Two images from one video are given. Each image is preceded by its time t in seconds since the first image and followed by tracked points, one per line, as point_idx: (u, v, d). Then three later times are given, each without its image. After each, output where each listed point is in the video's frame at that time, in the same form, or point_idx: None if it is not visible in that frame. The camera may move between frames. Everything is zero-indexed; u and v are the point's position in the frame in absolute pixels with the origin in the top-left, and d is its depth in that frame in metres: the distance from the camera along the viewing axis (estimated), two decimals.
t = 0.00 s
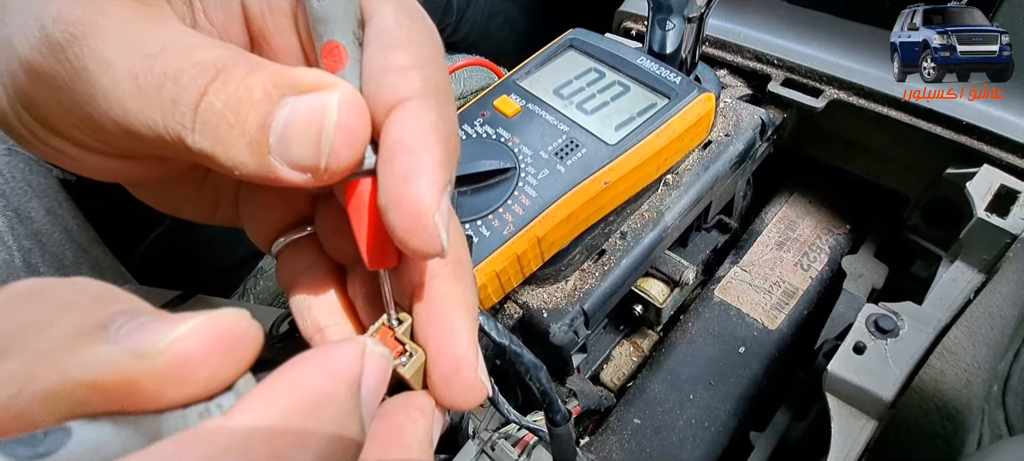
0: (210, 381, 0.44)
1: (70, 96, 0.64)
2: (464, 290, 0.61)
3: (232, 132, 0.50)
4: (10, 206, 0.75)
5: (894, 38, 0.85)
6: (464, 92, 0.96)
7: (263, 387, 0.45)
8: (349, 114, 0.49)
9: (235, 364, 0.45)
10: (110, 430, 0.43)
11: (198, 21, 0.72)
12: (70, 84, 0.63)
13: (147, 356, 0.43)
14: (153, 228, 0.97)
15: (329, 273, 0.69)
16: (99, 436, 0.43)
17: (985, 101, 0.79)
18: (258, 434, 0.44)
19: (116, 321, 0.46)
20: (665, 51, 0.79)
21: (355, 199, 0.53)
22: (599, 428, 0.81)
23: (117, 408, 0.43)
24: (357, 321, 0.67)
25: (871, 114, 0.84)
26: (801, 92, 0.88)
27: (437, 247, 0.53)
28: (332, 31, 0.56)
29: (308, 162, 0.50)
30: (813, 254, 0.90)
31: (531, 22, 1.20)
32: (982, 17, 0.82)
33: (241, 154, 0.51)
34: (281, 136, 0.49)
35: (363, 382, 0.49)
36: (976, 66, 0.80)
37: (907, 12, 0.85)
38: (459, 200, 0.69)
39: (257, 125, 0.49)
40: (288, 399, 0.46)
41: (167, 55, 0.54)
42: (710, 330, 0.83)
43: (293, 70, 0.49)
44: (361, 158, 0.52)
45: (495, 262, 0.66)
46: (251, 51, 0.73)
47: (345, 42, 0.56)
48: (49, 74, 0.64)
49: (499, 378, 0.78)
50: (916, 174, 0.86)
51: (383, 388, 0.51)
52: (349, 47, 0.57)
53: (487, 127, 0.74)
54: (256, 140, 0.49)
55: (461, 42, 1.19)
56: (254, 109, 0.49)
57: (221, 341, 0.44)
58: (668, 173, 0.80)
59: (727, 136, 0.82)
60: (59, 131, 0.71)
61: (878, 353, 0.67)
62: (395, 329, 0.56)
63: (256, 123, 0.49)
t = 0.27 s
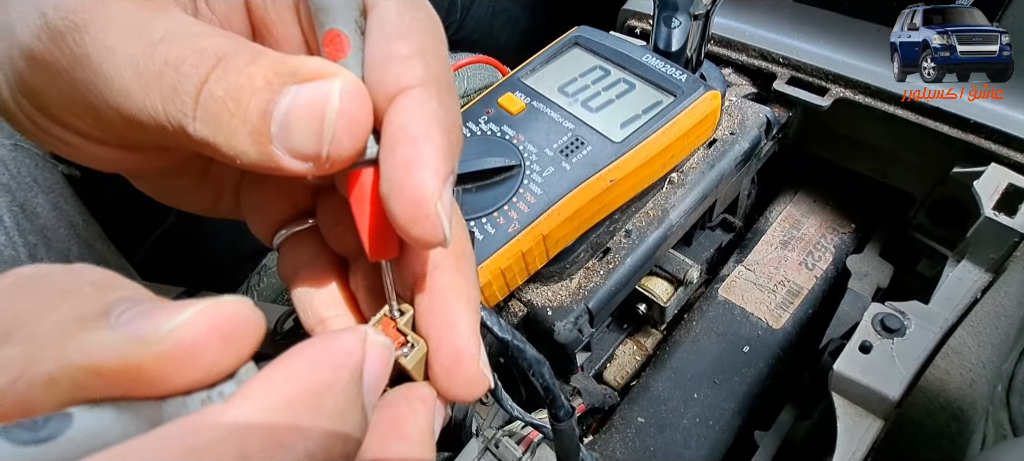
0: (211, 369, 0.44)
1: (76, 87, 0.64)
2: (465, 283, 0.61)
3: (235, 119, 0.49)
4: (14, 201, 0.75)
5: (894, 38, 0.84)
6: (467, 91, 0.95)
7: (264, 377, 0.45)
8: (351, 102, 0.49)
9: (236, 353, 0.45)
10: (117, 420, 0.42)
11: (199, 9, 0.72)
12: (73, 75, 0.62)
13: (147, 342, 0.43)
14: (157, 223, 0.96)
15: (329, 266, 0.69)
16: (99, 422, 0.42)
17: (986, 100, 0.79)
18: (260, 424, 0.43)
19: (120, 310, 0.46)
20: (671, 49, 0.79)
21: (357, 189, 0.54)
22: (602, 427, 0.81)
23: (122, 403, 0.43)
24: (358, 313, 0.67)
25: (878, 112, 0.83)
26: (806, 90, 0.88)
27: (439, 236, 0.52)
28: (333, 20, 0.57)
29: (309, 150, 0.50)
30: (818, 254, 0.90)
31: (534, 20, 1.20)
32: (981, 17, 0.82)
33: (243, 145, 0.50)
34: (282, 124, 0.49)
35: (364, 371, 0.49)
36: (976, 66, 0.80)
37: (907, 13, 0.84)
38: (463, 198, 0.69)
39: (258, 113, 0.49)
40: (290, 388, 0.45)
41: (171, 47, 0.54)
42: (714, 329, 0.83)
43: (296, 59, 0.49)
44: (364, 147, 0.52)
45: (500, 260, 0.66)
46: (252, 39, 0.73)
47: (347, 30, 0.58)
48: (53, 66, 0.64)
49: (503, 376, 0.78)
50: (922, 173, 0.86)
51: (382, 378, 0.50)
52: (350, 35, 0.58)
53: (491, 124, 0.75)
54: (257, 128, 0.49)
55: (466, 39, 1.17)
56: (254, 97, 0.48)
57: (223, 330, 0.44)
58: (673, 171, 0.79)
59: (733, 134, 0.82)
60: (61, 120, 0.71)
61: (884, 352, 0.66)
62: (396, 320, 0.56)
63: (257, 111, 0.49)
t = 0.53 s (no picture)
0: (207, 370, 0.44)
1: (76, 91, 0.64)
2: (459, 284, 0.60)
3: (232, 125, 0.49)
4: (14, 200, 0.75)
5: (894, 38, 0.84)
6: (467, 91, 0.95)
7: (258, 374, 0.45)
8: (347, 108, 0.49)
9: (230, 354, 0.45)
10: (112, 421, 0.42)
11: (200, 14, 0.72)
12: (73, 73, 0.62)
13: (146, 341, 0.43)
14: (157, 222, 0.96)
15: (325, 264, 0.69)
16: (95, 419, 0.42)
17: (986, 100, 0.79)
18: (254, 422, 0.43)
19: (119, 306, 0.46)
20: (671, 50, 0.79)
21: (352, 194, 0.54)
22: (602, 428, 0.80)
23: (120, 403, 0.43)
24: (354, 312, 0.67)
25: (878, 114, 0.83)
26: (808, 92, 0.88)
27: (433, 239, 0.52)
28: (331, 23, 0.56)
29: (306, 156, 0.50)
30: (818, 256, 0.89)
31: (534, 20, 1.19)
32: (981, 17, 0.82)
33: (243, 151, 0.51)
34: (279, 130, 0.49)
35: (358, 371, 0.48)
36: (976, 66, 0.80)
37: (906, 12, 0.85)
38: (462, 198, 0.69)
39: (256, 120, 0.49)
40: (284, 387, 0.45)
41: (170, 49, 0.54)
42: (714, 331, 0.82)
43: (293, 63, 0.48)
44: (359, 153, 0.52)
45: (499, 261, 0.65)
46: (251, 43, 0.72)
47: (344, 34, 0.56)
48: (54, 67, 0.64)
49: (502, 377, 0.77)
50: (923, 175, 0.86)
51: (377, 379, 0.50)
52: (347, 39, 0.56)
53: (491, 125, 0.75)
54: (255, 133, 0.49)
55: (466, 40, 1.17)
56: (252, 102, 0.48)
57: (220, 331, 0.44)
58: (673, 173, 0.79)
59: (733, 136, 0.82)
60: (61, 122, 0.71)
61: (885, 354, 0.66)
62: (390, 321, 0.56)
63: (255, 113, 0.49)
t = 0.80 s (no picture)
0: (208, 364, 0.44)
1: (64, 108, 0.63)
2: (451, 289, 0.59)
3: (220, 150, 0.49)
4: (13, 198, 0.75)
5: (894, 38, 0.84)
6: (468, 90, 0.95)
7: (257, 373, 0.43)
8: (339, 140, 0.49)
9: (229, 351, 0.45)
10: (108, 409, 0.41)
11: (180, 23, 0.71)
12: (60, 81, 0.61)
13: (147, 333, 0.43)
14: (154, 224, 0.95)
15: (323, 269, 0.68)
16: (101, 407, 0.40)
17: (986, 100, 0.78)
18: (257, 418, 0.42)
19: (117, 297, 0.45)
20: (675, 49, 0.79)
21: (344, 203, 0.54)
22: (602, 430, 0.80)
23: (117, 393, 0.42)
24: (353, 317, 0.67)
25: (883, 114, 0.82)
26: (812, 92, 0.87)
27: (410, 251, 0.51)
28: (312, 33, 0.52)
29: (296, 184, 0.50)
30: (821, 257, 0.88)
31: (536, 19, 1.19)
32: (982, 17, 0.82)
33: (228, 170, 0.50)
34: (270, 157, 0.48)
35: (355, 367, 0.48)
36: (976, 66, 0.79)
37: (907, 12, 0.85)
38: (464, 198, 0.69)
39: (244, 146, 0.49)
40: (284, 383, 0.44)
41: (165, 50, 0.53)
42: (716, 333, 0.82)
43: (276, 87, 0.48)
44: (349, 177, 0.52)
45: (500, 261, 0.65)
46: (235, 53, 0.72)
47: (325, 44, 0.52)
48: (42, 78, 0.63)
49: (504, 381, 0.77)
50: (927, 176, 0.85)
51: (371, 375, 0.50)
52: (330, 50, 0.53)
53: (493, 124, 0.74)
54: (245, 159, 0.49)
55: (468, 39, 1.16)
56: (237, 126, 0.48)
57: (223, 327, 0.44)
58: (675, 173, 0.79)
59: (736, 136, 0.81)
60: (53, 140, 0.71)
61: (889, 357, 0.66)
62: (384, 326, 0.56)
63: (243, 141, 0.49)
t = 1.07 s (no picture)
0: (161, 339, 0.42)
1: (48, 115, 0.64)
2: (443, 286, 0.59)
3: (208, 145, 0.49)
4: (11, 199, 0.75)
5: (894, 38, 0.85)
6: (468, 92, 0.95)
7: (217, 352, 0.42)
8: (330, 127, 0.48)
9: (188, 328, 0.43)
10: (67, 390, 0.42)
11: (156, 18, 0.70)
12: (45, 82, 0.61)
13: (98, 306, 0.42)
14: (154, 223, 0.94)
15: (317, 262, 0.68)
16: (48, 385, 0.42)
17: (985, 101, 0.78)
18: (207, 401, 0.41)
19: (83, 280, 0.44)
20: (675, 51, 0.80)
21: (336, 194, 0.53)
22: (600, 432, 0.80)
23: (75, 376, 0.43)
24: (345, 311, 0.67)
25: (883, 117, 0.82)
26: (812, 95, 0.87)
27: (414, 240, 0.52)
28: (310, 15, 0.52)
29: (288, 172, 0.49)
30: (821, 260, 0.88)
31: (538, 20, 1.19)
32: (982, 18, 0.83)
33: (218, 163, 0.50)
34: (259, 146, 0.48)
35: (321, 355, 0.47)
36: (977, 66, 0.80)
37: (908, 12, 0.86)
38: (463, 199, 0.69)
39: (233, 138, 0.48)
40: (241, 363, 0.43)
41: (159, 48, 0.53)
42: (715, 336, 0.82)
43: (264, 77, 0.47)
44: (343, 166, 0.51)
45: (499, 263, 0.65)
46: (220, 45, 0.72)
47: (322, 27, 0.53)
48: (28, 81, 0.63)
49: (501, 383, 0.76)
50: (927, 180, 0.85)
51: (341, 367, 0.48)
52: (327, 32, 0.53)
53: (492, 126, 0.74)
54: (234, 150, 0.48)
55: (469, 40, 1.16)
56: (226, 121, 0.48)
57: (176, 302, 0.42)
58: (675, 175, 0.78)
59: (736, 139, 0.81)
60: (42, 150, 0.70)
61: (888, 360, 0.66)
62: (367, 319, 0.55)
63: (231, 136, 0.48)
